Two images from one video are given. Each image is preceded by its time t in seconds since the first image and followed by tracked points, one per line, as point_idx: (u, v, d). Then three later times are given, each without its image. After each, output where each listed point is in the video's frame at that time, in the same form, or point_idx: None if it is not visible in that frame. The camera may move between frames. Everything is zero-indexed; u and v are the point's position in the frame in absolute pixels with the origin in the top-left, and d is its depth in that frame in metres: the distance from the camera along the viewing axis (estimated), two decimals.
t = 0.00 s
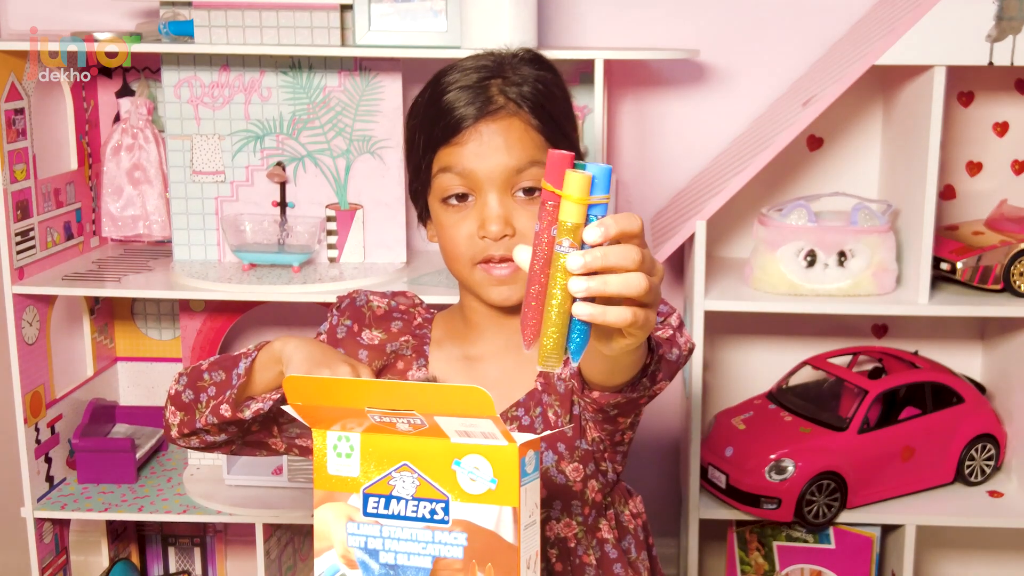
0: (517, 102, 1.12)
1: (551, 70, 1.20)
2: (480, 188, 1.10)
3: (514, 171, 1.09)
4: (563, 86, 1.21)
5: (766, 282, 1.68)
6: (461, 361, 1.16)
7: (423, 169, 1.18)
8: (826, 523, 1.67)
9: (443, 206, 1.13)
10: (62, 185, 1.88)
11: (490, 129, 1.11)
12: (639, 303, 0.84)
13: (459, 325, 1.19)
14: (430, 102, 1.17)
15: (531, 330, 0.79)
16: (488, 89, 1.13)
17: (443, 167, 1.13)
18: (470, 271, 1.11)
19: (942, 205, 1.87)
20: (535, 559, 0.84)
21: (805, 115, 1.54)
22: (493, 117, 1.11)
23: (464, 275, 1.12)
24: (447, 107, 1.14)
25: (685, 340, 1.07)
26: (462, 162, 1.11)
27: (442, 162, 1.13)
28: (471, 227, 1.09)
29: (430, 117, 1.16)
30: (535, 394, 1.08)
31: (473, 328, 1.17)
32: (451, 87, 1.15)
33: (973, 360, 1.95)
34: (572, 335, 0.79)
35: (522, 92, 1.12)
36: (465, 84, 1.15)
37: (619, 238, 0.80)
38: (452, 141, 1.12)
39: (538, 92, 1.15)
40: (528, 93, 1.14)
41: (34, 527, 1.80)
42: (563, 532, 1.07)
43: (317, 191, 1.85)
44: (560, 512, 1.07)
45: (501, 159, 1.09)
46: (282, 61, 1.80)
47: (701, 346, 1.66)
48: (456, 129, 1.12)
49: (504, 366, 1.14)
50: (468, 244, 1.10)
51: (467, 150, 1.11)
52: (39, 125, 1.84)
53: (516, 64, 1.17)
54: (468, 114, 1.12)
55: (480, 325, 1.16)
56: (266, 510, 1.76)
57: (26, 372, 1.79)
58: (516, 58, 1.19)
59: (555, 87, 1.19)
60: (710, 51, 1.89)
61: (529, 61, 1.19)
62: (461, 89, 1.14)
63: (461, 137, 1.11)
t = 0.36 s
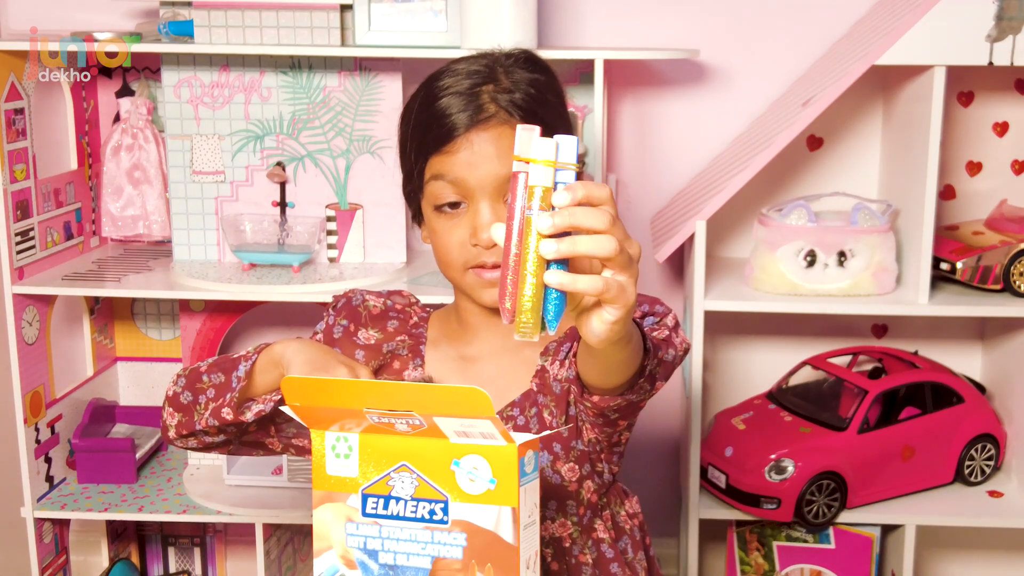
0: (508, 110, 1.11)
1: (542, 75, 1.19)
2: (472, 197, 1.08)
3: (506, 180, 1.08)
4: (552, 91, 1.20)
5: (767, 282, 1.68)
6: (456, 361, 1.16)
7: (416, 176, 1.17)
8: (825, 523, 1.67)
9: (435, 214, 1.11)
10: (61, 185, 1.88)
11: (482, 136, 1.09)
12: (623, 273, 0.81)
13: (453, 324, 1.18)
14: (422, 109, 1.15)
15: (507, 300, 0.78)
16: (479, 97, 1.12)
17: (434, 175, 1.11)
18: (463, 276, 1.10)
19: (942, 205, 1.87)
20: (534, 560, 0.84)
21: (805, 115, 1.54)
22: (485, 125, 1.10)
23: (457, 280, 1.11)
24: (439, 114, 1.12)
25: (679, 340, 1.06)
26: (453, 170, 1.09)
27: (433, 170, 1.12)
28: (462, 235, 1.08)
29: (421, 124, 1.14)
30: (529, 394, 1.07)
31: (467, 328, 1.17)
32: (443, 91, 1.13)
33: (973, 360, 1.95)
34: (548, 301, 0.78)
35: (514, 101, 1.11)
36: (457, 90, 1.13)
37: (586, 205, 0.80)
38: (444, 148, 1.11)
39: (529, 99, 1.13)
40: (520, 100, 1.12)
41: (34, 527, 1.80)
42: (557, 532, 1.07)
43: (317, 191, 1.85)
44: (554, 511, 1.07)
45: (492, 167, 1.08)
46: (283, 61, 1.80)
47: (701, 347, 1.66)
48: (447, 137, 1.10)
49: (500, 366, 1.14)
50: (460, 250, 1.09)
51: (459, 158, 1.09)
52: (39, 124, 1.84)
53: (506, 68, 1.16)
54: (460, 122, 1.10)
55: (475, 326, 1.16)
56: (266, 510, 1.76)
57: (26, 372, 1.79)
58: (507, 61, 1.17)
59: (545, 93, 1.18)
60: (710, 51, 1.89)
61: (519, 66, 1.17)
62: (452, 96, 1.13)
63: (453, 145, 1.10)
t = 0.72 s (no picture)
0: (484, 129, 1.08)
1: (526, 94, 1.15)
2: (452, 222, 1.06)
3: (484, 204, 1.06)
4: (536, 103, 1.16)
5: (767, 282, 1.68)
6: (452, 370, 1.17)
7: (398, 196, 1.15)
8: (825, 523, 1.67)
9: (417, 237, 1.10)
10: (61, 184, 1.88)
11: (458, 160, 1.07)
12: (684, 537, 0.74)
13: (448, 332, 1.19)
14: (400, 130, 1.14)
15: None
16: (455, 117, 1.10)
17: (413, 200, 1.09)
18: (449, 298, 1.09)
19: (942, 205, 1.87)
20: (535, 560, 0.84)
21: (805, 115, 1.54)
22: (459, 149, 1.07)
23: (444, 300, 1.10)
24: (416, 137, 1.10)
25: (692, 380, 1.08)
26: (431, 196, 1.07)
27: (412, 194, 1.10)
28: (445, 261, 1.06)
29: (400, 146, 1.13)
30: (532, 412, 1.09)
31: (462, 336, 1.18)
32: (424, 117, 1.12)
33: (973, 360, 1.95)
34: None
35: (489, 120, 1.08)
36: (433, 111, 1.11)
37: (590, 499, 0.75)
38: (421, 173, 1.08)
39: (507, 114, 1.11)
40: (496, 117, 1.10)
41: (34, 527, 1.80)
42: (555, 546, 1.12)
43: (316, 191, 1.85)
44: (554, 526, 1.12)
45: (470, 192, 1.06)
46: (282, 61, 1.80)
47: (701, 348, 1.66)
48: (424, 161, 1.08)
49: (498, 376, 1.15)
50: (444, 274, 1.07)
51: (436, 183, 1.07)
52: (38, 124, 1.84)
53: (489, 90, 1.13)
54: (436, 145, 1.08)
55: (471, 336, 1.17)
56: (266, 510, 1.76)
57: (25, 373, 1.79)
58: (491, 82, 1.14)
59: (528, 113, 1.14)
60: (710, 51, 1.89)
61: (502, 86, 1.14)
62: (429, 117, 1.11)
63: (430, 170, 1.08)
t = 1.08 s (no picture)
0: (474, 169, 1.03)
1: (524, 124, 1.09)
2: (439, 264, 1.02)
3: (472, 247, 1.01)
4: (534, 131, 1.10)
5: (767, 282, 1.68)
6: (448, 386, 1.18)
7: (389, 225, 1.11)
8: (825, 523, 1.67)
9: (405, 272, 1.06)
10: (61, 185, 1.88)
11: (446, 203, 1.02)
12: None
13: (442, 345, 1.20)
14: (388, 162, 1.09)
15: None
16: (444, 155, 1.04)
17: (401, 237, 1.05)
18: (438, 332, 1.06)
19: (942, 205, 1.87)
20: (536, 561, 0.84)
21: (805, 115, 1.54)
22: (451, 191, 1.02)
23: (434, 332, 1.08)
24: (404, 173, 1.05)
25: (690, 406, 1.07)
26: (419, 236, 1.03)
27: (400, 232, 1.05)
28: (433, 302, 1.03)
29: (387, 178, 1.08)
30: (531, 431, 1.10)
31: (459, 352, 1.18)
32: (415, 152, 1.06)
33: (973, 360, 1.95)
34: None
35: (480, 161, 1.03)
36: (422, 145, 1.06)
37: None
38: (407, 213, 1.04)
39: (500, 150, 1.05)
40: (488, 153, 1.04)
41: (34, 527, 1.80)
42: (557, 563, 1.13)
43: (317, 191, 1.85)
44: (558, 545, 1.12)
45: (457, 235, 1.01)
46: (282, 61, 1.80)
47: (701, 348, 1.66)
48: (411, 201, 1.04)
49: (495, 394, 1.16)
50: (432, 310, 1.04)
51: (423, 224, 1.03)
52: (38, 124, 1.83)
53: (483, 121, 1.07)
54: (423, 185, 1.03)
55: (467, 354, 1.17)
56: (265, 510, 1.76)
57: (25, 372, 1.78)
58: (486, 112, 1.08)
59: (525, 145, 1.08)
60: (710, 51, 1.89)
61: (497, 116, 1.08)
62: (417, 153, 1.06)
63: (416, 211, 1.03)
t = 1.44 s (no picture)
0: (444, 245, 1.00)
1: (507, 180, 1.03)
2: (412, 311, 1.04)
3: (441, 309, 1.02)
4: (521, 183, 1.04)
5: (767, 281, 1.68)
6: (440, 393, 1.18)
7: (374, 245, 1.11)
8: (825, 523, 1.67)
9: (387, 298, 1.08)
10: (61, 185, 1.88)
11: (415, 271, 1.01)
12: None
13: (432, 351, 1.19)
14: (368, 201, 1.06)
15: None
16: (417, 219, 1.02)
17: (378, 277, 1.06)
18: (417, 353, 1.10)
19: (942, 205, 1.87)
20: (536, 561, 0.83)
21: (804, 115, 1.54)
22: (421, 259, 1.01)
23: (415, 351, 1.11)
24: (378, 225, 1.04)
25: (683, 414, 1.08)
26: (392, 288, 1.04)
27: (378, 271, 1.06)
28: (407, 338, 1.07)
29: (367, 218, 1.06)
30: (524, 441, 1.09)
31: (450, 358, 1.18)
32: (391, 206, 1.03)
33: (973, 360, 1.95)
34: None
35: (450, 238, 1.00)
36: (398, 200, 1.03)
37: None
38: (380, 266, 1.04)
39: (476, 219, 1.01)
40: (463, 223, 1.01)
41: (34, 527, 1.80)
42: (556, 569, 1.14)
43: (317, 191, 1.85)
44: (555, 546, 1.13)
45: (427, 298, 1.02)
46: (282, 61, 1.80)
47: (701, 348, 1.66)
48: (383, 259, 1.03)
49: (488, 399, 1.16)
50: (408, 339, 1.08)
51: (395, 281, 1.03)
52: (38, 124, 1.84)
53: (462, 181, 1.02)
54: (393, 249, 1.02)
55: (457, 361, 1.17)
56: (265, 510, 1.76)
57: (25, 372, 1.78)
58: (467, 170, 1.02)
59: (509, 199, 1.03)
60: (710, 51, 1.89)
61: (478, 175, 1.02)
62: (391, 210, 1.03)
63: (388, 269, 1.03)
